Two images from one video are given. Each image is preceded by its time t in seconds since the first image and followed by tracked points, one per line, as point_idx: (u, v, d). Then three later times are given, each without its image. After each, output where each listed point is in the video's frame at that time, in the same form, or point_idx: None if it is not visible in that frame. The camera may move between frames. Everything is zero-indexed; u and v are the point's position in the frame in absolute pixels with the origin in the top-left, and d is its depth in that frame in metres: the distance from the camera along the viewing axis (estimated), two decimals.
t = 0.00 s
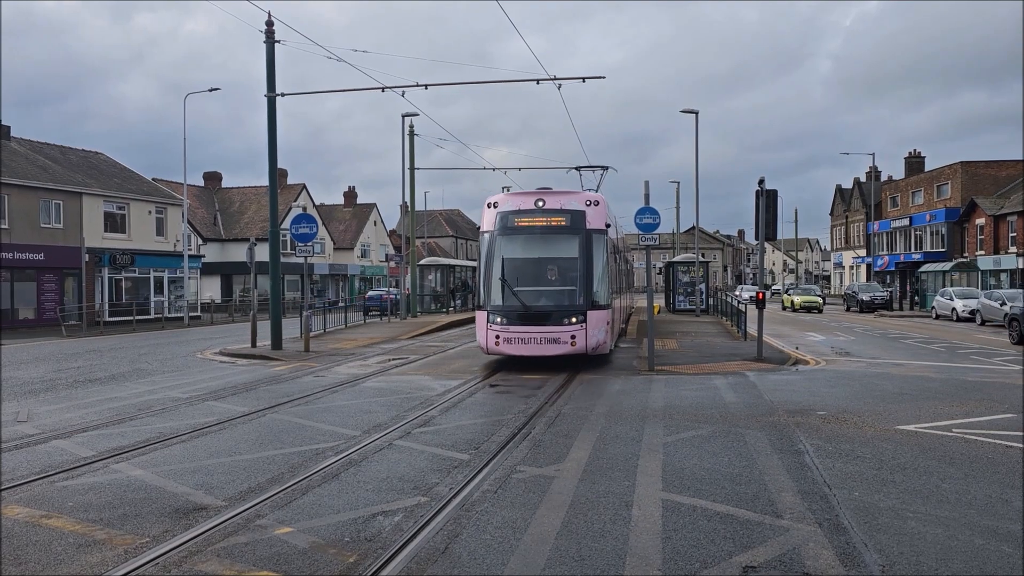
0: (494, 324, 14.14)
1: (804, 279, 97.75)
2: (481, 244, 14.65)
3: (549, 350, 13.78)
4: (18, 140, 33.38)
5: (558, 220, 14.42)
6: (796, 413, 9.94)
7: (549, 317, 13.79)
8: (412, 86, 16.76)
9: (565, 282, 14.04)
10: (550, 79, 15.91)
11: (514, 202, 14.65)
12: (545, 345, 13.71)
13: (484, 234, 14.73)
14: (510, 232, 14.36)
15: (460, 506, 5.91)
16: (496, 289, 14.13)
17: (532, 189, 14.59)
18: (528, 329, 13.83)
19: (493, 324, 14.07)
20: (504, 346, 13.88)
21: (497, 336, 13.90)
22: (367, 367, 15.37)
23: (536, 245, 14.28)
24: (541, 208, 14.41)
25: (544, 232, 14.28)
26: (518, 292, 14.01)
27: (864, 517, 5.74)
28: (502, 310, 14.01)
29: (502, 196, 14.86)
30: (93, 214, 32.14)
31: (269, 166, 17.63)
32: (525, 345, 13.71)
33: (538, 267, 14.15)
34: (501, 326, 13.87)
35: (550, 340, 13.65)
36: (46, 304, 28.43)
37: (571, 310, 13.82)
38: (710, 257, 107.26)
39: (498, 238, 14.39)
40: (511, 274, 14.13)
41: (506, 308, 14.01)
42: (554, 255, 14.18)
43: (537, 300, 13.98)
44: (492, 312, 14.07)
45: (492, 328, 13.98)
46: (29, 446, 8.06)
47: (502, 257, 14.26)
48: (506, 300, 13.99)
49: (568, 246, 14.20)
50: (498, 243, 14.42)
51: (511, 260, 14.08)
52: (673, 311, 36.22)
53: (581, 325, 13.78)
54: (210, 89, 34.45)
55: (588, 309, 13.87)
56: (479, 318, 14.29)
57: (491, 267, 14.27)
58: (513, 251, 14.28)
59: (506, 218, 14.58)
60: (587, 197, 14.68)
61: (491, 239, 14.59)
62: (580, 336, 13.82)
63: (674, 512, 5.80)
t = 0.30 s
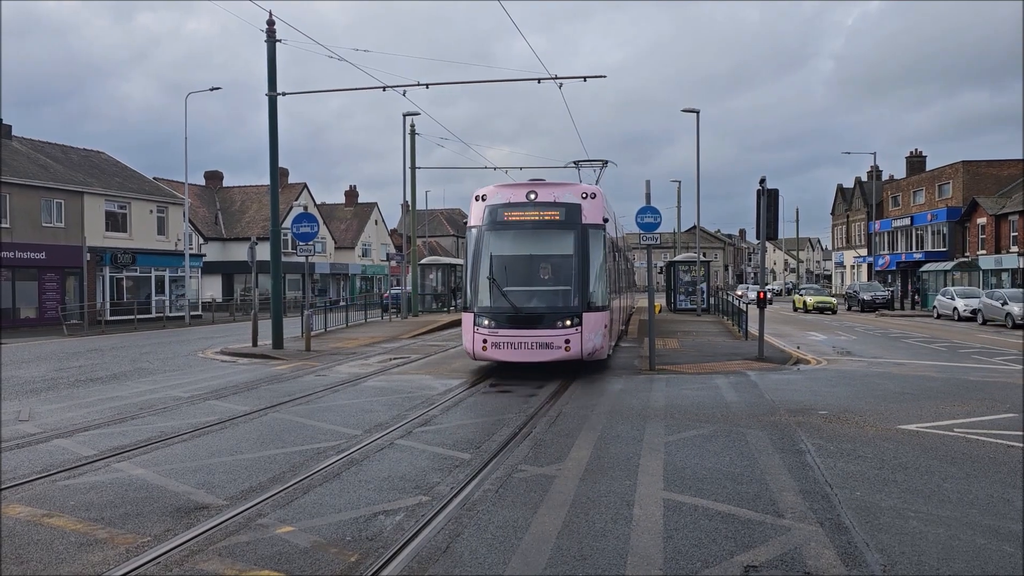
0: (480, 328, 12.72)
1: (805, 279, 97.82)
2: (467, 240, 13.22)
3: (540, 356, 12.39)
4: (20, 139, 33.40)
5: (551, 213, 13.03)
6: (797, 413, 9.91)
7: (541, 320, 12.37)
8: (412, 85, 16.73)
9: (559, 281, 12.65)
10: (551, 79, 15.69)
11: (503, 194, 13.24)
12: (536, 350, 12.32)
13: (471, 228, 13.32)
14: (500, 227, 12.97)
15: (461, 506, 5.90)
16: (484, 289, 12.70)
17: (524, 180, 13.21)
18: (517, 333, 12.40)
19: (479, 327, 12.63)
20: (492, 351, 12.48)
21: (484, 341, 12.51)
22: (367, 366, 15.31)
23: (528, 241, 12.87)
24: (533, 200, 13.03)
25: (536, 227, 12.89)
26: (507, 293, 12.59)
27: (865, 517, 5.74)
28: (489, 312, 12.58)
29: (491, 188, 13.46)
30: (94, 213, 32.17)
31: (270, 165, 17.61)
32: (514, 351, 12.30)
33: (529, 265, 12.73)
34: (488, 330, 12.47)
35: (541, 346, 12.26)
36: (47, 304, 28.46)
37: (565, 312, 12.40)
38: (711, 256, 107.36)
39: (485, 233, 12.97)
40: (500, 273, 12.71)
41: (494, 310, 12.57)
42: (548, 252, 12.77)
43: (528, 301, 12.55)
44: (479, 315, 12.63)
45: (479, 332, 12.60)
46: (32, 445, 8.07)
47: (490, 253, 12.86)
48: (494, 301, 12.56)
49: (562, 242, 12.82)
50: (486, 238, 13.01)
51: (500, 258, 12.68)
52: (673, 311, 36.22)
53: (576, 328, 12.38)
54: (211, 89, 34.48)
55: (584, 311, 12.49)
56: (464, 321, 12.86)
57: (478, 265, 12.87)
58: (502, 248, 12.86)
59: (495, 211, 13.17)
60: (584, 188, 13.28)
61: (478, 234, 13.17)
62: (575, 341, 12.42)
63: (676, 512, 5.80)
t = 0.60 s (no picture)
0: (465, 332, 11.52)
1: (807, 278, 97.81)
2: (451, 237, 12.04)
3: (531, 363, 11.20)
4: (22, 138, 33.44)
5: (543, 206, 11.87)
6: (799, 412, 9.89)
7: (531, 323, 11.18)
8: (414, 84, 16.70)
9: (552, 281, 11.49)
10: (553, 78, 15.61)
11: (491, 185, 12.09)
12: (526, 357, 11.14)
13: (456, 223, 12.13)
14: (486, 221, 11.81)
15: (462, 505, 5.89)
16: (469, 288, 11.51)
17: (513, 170, 12.05)
18: (506, 338, 11.20)
19: (463, 332, 11.41)
20: (476, 357, 11.29)
21: (468, 346, 11.31)
22: (369, 365, 15.28)
23: (517, 236, 11.71)
24: (523, 192, 11.88)
25: (526, 222, 11.73)
26: (494, 293, 11.40)
27: (866, 516, 5.73)
28: (475, 314, 11.38)
29: (478, 178, 12.28)
30: (96, 212, 32.22)
31: (272, 164, 17.61)
32: (503, 358, 11.12)
33: (519, 262, 11.55)
34: (473, 334, 11.28)
35: (532, 352, 11.09)
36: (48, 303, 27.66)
37: (557, 315, 11.23)
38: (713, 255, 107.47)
39: (471, 228, 11.81)
40: (487, 271, 11.53)
41: (480, 312, 11.39)
42: (540, 248, 11.61)
43: (517, 302, 11.36)
44: (463, 317, 11.43)
45: (462, 337, 11.41)
46: (33, 443, 8.08)
47: (476, 250, 11.68)
48: (480, 302, 11.38)
49: (555, 238, 11.66)
50: (472, 234, 11.84)
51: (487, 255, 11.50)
52: (675, 310, 36.22)
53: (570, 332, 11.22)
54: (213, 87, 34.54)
55: (579, 313, 11.34)
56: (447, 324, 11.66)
57: (462, 263, 11.68)
58: (490, 243, 11.69)
59: (482, 203, 12.00)
60: (580, 178, 12.14)
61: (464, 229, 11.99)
62: (569, 346, 11.24)
63: (678, 511, 5.79)
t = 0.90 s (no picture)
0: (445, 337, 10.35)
1: (810, 277, 97.83)
2: (431, 231, 10.87)
3: (518, 371, 10.04)
4: (25, 136, 33.49)
5: (534, 196, 10.73)
6: (800, 411, 9.88)
7: (519, 328, 10.01)
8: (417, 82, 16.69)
9: (542, 279, 10.30)
10: (556, 75, 15.59)
11: (475, 173, 10.95)
12: (513, 365, 9.99)
13: (437, 215, 10.98)
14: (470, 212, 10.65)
15: (464, 504, 5.88)
16: (450, 288, 10.33)
17: (501, 157, 10.94)
18: (490, 344, 10.04)
19: (443, 336, 10.26)
20: (458, 365, 10.14)
21: (449, 353, 10.16)
22: (370, 364, 15.27)
23: (504, 230, 10.53)
24: (511, 181, 10.73)
25: (514, 213, 10.57)
26: (478, 293, 10.22)
27: (868, 515, 5.72)
28: (456, 317, 10.20)
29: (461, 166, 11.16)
30: (99, 210, 32.26)
31: (275, 162, 17.63)
32: (486, 366, 9.98)
33: (505, 258, 10.37)
34: (454, 339, 10.13)
35: (519, 361, 9.94)
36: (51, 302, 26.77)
37: (548, 318, 10.07)
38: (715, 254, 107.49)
39: (453, 220, 10.65)
40: (469, 269, 10.35)
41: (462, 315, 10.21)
42: (529, 242, 10.43)
43: (503, 304, 10.17)
44: (443, 320, 10.27)
45: (443, 342, 10.26)
46: (36, 441, 8.09)
47: (459, 245, 10.52)
48: (463, 304, 10.20)
49: (546, 231, 10.49)
50: (454, 227, 10.66)
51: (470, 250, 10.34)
52: (677, 308, 36.22)
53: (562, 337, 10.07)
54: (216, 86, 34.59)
55: (572, 316, 10.16)
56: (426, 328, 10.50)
57: (443, 259, 10.50)
58: (473, 237, 10.52)
59: (466, 194, 10.84)
60: (574, 166, 11.02)
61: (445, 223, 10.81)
62: (561, 354, 10.08)
63: (679, 510, 5.78)
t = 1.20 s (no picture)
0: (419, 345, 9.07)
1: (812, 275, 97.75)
2: (405, 224, 9.63)
3: (500, 384, 8.76)
4: (27, 133, 33.51)
5: (520, 183, 9.50)
6: (803, 409, 9.88)
7: (502, 333, 8.75)
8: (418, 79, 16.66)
9: (530, 278, 9.05)
10: (558, 74, 15.52)
11: (456, 157, 9.73)
12: (495, 376, 8.73)
13: (412, 205, 9.74)
14: (448, 201, 9.42)
15: (466, 502, 5.87)
16: (425, 288, 9.09)
17: (484, 139, 9.72)
18: (468, 352, 8.77)
19: (415, 343, 9.00)
20: (432, 377, 8.89)
21: (423, 362, 8.91)
22: (373, 361, 15.28)
23: (486, 222, 9.29)
24: (495, 166, 9.50)
25: (497, 203, 9.34)
26: (456, 294, 8.97)
27: (871, 513, 5.72)
28: (431, 321, 8.97)
29: (439, 150, 9.94)
30: (101, 208, 32.28)
31: (277, 160, 17.62)
32: (464, 377, 8.71)
33: (487, 254, 9.12)
34: (428, 348, 8.88)
35: (503, 371, 8.69)
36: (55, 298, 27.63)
37: (535, 323, 8.83)
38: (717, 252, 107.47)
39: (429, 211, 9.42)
40: (446, 267, 9.11)
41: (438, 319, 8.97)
42: (514, 235, 9.20)
43: (484, 306, 8.91)
44: (416, 324, 9.03)
45: (416, 351, 9.01)
46: (40, 439, 8.10)
47: (435, 238, 9.28)
48: (439, 306, 8.96)
49: (534, 223, 9.26)
50: (430, 219, 9.42)
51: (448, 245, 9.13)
52: (679, 306, 36.21)
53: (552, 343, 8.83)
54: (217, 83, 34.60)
55: (563, 320, 8.91)
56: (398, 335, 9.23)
57: (417, 255, 9.26)
58: (452, 229, 9.28)
59: (444, 181, 9.61)
60: (566, 150, 9.78)
61: (420, 213, 9.56)
62: (550, 363, 8.83)
63: (682, 507, 5.79)
